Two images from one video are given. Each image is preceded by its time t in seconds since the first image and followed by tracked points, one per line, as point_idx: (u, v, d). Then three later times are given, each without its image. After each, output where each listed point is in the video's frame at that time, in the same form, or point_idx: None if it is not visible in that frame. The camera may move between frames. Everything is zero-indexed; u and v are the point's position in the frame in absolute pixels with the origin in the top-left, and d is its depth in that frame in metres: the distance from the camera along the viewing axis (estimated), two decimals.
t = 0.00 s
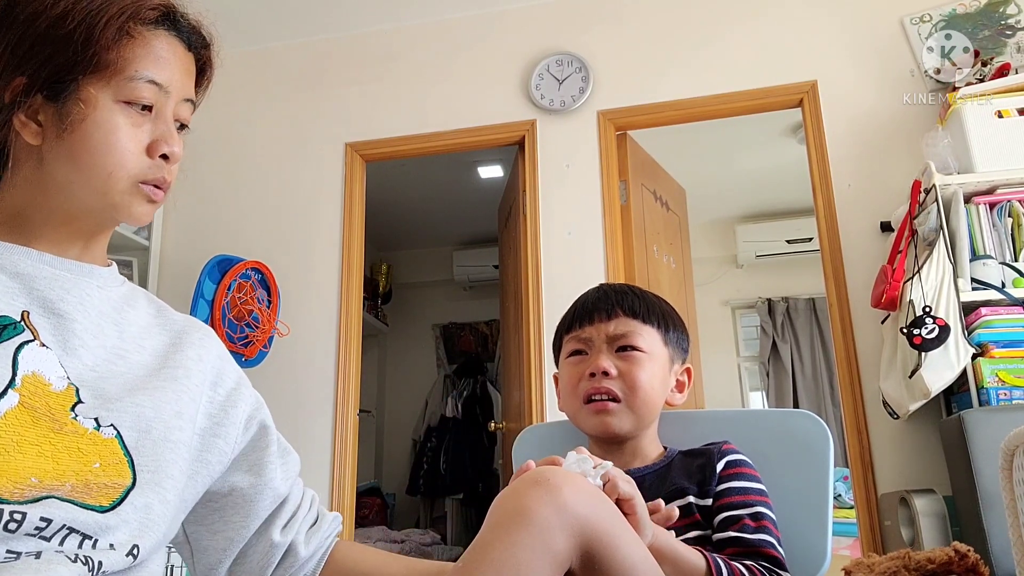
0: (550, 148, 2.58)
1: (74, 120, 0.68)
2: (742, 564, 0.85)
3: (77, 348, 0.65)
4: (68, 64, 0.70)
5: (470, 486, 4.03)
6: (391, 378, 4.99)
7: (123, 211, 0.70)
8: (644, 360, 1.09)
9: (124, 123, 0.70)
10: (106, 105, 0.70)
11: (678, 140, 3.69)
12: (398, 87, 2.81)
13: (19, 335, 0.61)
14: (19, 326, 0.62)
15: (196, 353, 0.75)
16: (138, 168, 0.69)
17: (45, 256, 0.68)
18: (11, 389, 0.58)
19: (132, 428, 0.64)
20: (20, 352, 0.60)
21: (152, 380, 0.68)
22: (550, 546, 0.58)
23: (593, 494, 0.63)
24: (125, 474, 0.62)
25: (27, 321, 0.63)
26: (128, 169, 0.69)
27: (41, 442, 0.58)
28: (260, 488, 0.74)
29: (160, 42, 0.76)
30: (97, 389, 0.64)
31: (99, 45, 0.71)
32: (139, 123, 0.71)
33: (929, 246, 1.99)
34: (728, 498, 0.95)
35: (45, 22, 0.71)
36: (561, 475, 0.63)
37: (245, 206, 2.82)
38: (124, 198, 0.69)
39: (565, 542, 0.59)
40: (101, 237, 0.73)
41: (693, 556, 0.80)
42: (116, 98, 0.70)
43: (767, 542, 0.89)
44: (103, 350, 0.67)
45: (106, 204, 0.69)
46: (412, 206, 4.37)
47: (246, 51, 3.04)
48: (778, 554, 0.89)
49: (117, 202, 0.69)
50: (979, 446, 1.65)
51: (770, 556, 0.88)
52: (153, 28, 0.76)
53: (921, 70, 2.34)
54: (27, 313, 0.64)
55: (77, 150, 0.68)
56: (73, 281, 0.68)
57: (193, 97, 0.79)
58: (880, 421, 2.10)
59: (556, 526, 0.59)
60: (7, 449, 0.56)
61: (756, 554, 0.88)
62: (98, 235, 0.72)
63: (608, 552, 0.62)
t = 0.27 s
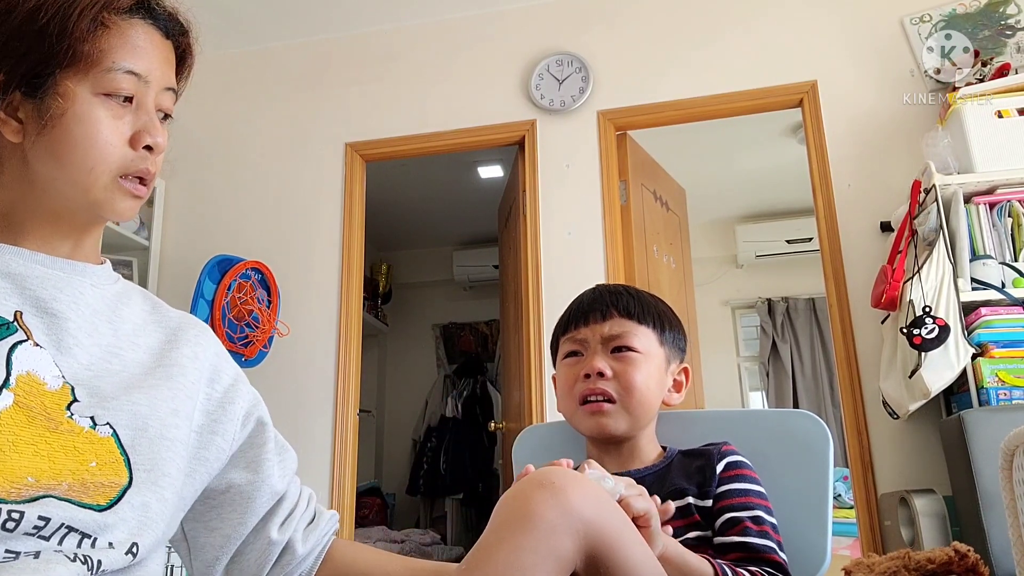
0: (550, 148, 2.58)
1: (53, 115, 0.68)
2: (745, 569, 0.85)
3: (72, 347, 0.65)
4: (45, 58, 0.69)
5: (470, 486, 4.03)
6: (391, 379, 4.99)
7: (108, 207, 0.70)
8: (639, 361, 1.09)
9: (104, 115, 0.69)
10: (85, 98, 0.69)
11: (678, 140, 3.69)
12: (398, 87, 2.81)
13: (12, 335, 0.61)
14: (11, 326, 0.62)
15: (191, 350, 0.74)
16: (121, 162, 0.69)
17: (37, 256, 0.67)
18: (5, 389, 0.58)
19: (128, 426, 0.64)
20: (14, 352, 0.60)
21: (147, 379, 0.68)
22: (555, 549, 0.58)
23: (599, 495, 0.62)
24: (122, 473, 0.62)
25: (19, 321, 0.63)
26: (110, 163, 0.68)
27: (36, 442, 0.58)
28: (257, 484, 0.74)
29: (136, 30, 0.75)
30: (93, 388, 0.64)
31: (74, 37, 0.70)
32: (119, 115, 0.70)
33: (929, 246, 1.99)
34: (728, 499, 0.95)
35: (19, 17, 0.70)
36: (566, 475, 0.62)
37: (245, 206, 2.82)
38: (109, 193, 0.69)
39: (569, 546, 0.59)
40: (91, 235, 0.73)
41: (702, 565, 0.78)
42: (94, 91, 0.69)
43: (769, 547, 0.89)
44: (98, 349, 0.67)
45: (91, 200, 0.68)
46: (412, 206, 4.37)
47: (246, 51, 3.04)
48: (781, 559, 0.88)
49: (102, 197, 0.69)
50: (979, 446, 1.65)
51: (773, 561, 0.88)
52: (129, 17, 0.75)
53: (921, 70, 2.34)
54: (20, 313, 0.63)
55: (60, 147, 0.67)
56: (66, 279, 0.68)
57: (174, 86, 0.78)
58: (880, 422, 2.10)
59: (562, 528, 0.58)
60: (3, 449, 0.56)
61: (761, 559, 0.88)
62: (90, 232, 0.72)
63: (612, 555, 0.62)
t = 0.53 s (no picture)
0: (550, 148, 2.58)
1: (49, 115, 0.68)
2: None
3: (70, 347, 0.65)
4: (39, 58, 0.69)
5: (470, 486, 4.03)
6: (391, 379, 4.99)
7: (107, 206, 0.70)
8: (639, 362, 1.09)
9: (100, 114, 0.69)
10: (80, 98, 0.69)
11: (678, 140, 3.69)
12: (398, 87, 2.81)
13: (10, 335, 0.61)
14: (9, 327, 0.62)
15: (191, 350, 0.74)
16: (119, 161, 0.69)
17: (35, 257, 0.67)
18: (4, 389, 0.58)
19: (127, 426, 0.64)
20: (13, 352, 0.60)
21: (147, 379, 0.68)
22: (567, 557, 0.56)
23: (613, 499, 0.60)
24: (120, 474, 0.62)
25: (17, 321, 0.63)
26: (106, 162, 0.68)
27: (35, 442, 0.58)
28: (256, 483, 0.74)
29: (129, 29, 0.75)
30: (92, 388, 0.64)
31: (68, 36, 0.70)
32: (114, 114, 0.70)
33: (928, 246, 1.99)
34: (736, 503, 0.95)
35: (10, 14, 0.69)
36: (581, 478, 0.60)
37: (245, 206, 2.82)
38: (107, 192, 0.69)
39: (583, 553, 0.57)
40: (89, 234, 0.73)
41: None
42: (88, 90, 0.69)
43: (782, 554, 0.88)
44: (97, 349, 0.67)
45: (89, 200, 0.69)
46: (412, 206, 4.37)
47: (246, 50, 3.04)
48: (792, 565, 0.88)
49: (98, 196, 0.69)
50: (979, 446, 1.65)
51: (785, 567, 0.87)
52: (121, 15, 0.75)
53: (921, 70, 2.34)
54: (17, 314, 0.63)
55: (56, 146, 0.67)
56: (64, 280, 0.68)
57: (168, 83, 0.78)
58: (880, 421, 2.10)
59: (576, 535, 0.57)
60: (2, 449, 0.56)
61: (773, 567, 0.88)
62: (87, 230, 0.72)
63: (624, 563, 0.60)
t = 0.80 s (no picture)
0: (550, 148, 2.58)
1: (50, 115, 0.68)
2: None
3: (70, 347, 0.65)
4: (40, 58, 0.69)
5: (470, 486, 4.03)
6: (391, 378, 4.99)
7: (106, 206, 0.70)
8: (638, 363, 1.09)
9: (101, 115, 0.69)
10: (81, 98, 0.69)
11: (678, 140, 3.69)
12: (398, 87, 2.81)
13: (10, 336, 0.61)
14: (8, 327, 0.62)
15: (190, 350, 0.75)
16: (119, 161, 0.69)
17: (35, 257, 0.68)
18: (4, 389, 0.58)
19: (126, 426, 0.64)
20: (12, 352, 0.61)
21: (146, 379, 0.69)
22: (572, 560, 0.57)
23: (619, 503, 0.61)
24: (119, 474, 0.62)
25: (16, 322, 0.63)
26: (106, 163, 0.68)
27: (35, 442, 0.59)
28: (254, 484, 0.74)
29: (131, 31, 0.75)
30: (92, 388, 0.64)
31: (69, 37, 0.70)
32: (115, 115, 0.70)
33: (928, 246, 1.99)
34: (735, 504, 0.95)
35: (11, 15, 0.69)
36: (587, 482, 0.61)
37: (245, 206, 2.82)
38: (106, 192, 0.69)
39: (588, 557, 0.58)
40: (89, 232, 0.73)
41: None
42: (90, 91, 0.70)
43: (781, 555, 0.88)
44: (96, 349, 0.67)
45: (88, 200, 0.69)
46: (412, 206, 4.37)
47: (246, 50, 3.04)
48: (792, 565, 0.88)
49: (98, 196, 0.69)
50: (979, 446, 1.66)
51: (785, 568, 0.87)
52: (123, 17, 0.75)
53: (921, 70, 2.34)
54: (17, 314, 0.64)
55: (57, 146, 0.67)
56: (63, 280, 0.68)
57: (169, 85, 0.78)
58: (880, 422, 2.10)
59: (581, 539, 0.57)
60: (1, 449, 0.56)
61: (772, 568, 0.87)
62: (87, 230, 0.72)
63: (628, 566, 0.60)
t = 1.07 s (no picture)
0: (550, 148, 2.58)
1: (50, 115, 0.68)
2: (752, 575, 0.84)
3: (70, 348, 0.65)
4: (40, 58, 0.69)
5: (470, 486, 4.03)
6: (391, 378, 4.99)
7: (104, 205, 0.70)
8: (637, 362, 1.09)
9: (100, 115, 0.69)
10: (81, 99, 0.69)
11: (678, 140, 3.69)
12: (398, 87, 2.81)
13: (9, 337, 0.61)
14: (8, 328, 0.62)
15: (191, 350, 0.75)
16: (117, 161, 0.69)
17: (35, 257, 0.68)
18: (4, 389, 0.58)
19: (126, 427, 0.64)
20: (13, 353, 0.61)
21: (146, 379, 0.69)
22: (575, 563, 0.57)
23: (624, 506, 0.60)
24: (119, 474, 0.62)
25: (17, 322, 0.63)
26: (105, 163, 0.68)
27: (35, 442, 0.59)
28: (254, 485, 0.74)
29: (132, 31, 0.75)
30: (92, 388, 0.64)
31: (70, 38, 0.70)
32: (115, 115, 0.70)
33: (928, 246, 1.99)
34: (737, 500, 0.95)
35: (12, 15, 0.69)
36: (591, 483, 0.60)
37: (246, 206, 2.83)
38: (104, 192, 0.69)
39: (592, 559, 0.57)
40: (89, 233, 0.73)
41: None
42: (89, 91, 0.70)
43: (784, 551, 0.88)
44: (96, 349, 0.67)
45: (87, 200, 0.69)
46: (412, 206, 4.37)
47: (246, 51, 3.04)
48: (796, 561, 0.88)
49: (96, 195, 0.69)
50: (979, 446, 1.66)
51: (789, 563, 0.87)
52: (124, 17, 0.75)
53: (921, 70, 2.34)
54: (17, 315, 0.64)
55: (56, 145, 0.67)
56: (63, 280, 0.68)
57: (170, 86, 0.78)
58: (880, 422, 2.10)
59: (584, 541, 0.57)
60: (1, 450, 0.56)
61: (776, 564, 0.87)
62: (87, 231, 0.72)
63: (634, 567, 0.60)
